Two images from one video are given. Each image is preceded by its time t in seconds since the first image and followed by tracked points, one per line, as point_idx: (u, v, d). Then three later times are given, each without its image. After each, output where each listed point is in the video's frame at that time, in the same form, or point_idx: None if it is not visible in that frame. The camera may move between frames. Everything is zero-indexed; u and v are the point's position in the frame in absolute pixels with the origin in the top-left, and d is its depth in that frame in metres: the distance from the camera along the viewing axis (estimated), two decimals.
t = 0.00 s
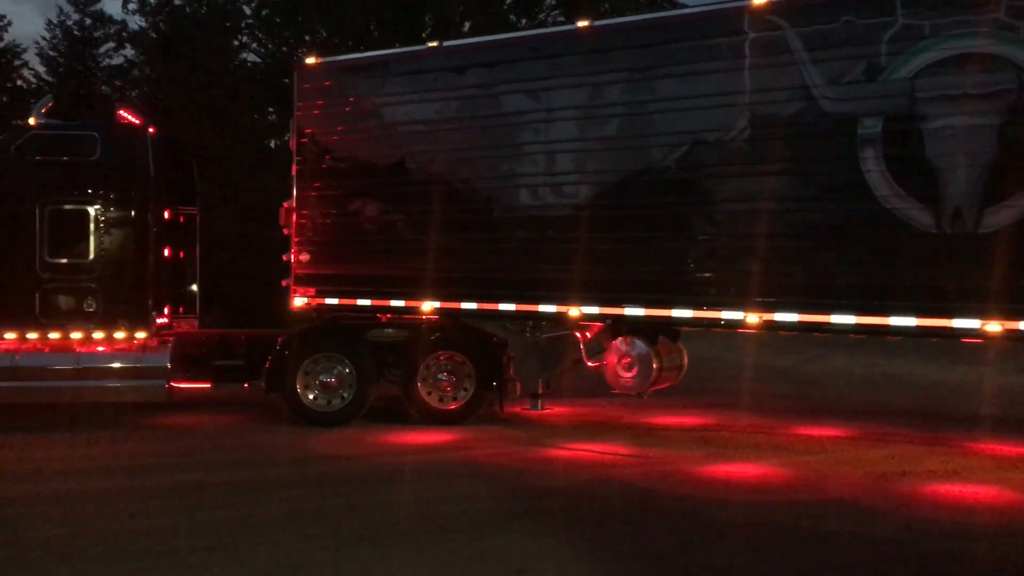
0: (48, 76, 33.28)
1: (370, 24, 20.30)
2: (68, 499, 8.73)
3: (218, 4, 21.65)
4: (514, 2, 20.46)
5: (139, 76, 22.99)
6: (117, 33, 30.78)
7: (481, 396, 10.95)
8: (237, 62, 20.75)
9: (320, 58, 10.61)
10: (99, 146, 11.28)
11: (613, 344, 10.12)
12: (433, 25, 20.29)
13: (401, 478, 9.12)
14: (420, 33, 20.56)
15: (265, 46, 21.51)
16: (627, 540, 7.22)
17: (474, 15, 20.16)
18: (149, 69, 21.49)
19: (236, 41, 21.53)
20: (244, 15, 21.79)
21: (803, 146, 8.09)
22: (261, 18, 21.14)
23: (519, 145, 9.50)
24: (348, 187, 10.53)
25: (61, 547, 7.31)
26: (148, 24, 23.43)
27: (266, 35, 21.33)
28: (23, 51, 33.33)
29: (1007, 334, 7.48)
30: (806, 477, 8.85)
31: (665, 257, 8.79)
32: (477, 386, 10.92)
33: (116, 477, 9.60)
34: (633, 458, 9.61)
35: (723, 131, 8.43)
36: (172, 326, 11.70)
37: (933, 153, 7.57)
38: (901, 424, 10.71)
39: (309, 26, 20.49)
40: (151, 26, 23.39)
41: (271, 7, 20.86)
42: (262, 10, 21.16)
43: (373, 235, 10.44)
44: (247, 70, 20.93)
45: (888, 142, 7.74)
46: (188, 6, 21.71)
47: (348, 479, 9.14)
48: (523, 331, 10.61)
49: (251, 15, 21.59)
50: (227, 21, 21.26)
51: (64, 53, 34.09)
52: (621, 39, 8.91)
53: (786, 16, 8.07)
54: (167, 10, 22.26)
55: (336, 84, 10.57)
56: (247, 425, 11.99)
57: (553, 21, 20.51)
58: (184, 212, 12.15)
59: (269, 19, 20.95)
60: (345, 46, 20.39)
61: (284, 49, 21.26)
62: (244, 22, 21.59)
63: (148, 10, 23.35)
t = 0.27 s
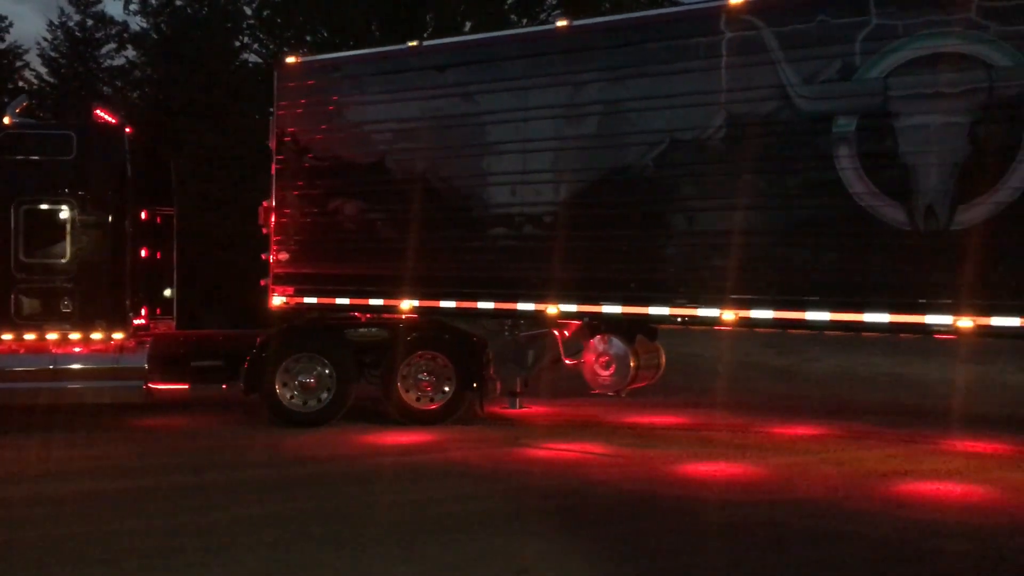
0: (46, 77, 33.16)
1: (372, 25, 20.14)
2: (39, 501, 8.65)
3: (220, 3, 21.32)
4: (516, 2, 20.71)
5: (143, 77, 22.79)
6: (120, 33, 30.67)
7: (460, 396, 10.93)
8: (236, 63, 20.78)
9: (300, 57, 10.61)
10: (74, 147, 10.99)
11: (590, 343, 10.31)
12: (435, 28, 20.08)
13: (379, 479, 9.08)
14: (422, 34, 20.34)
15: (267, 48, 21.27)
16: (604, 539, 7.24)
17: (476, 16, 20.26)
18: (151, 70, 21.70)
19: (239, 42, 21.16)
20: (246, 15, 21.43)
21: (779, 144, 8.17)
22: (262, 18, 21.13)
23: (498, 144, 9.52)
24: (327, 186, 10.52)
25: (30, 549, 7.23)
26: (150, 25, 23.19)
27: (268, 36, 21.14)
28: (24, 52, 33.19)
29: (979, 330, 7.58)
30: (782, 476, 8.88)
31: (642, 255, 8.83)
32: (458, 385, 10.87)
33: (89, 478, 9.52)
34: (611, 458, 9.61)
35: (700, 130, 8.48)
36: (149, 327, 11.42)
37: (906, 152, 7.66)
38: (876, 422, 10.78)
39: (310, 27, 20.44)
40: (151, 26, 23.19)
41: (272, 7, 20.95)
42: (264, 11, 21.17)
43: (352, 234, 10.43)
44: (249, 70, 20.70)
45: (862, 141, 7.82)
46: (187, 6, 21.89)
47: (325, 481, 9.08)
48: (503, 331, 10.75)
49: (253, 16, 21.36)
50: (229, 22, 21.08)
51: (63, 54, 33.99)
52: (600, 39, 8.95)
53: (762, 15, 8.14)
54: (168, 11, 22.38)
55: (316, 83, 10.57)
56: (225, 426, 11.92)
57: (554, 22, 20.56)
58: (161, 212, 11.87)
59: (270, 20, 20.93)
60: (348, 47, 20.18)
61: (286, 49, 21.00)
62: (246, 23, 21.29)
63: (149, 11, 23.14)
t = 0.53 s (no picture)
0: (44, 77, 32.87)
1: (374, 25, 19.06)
2: (11, 504, 8.54)
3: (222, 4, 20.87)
4: None
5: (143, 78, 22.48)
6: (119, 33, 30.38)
7: (441, 396, 10.89)
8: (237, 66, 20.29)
9: (280, 57, 10.58)
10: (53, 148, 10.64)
11: (568, 343, 10.49)
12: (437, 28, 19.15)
13: (356, 480, 9.03)
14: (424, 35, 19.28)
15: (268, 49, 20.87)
16: (585, 539, 7.22)
17: (480, 16, 18.84)
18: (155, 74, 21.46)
19: (241, 43, 20.80)
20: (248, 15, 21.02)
21: (755, 143, 8.22)
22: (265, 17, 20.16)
23: (477, 144, 9.53)
24: (307, 186, 10.50)
25: None
26: (154, 27, 22.97)
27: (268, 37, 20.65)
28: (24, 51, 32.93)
29: (952, 327, 7.63)
30: (761, 476, 8.89)
31: (619, 254, 8.86)
32: (439, 386, 10.83)
33: (63, 481, 9.42)
34: (588, 457, 9.62)
35: (678, 130, 8.52)
36: (127, 329, 11.12)
37: (880, 150, 7.72)
38: (856, 422, 10.82)
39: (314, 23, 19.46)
40: (155, 27, 22.91)
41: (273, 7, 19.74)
42: (266, 9, 20.02)
43: (331, 233, 10.41)
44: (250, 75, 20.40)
45: (837, 140, 7.88)
46: (191, 8, 21.41)
47: (302, 482, 9.01)
48: (482, 330, 10.71)
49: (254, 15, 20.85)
50: (231, 23, 20.66)
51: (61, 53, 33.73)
52: (579, 38, 8.99)
53: (739, 15, 8.20)
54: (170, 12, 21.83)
55: (295, 83, 10.54)
56: (204, 428, 11.84)
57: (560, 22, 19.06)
58: (139, 214, 11.48)
59: (273, 19, 19.81)
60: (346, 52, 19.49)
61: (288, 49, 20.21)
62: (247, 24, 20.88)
63: (152, 13, 22.82)
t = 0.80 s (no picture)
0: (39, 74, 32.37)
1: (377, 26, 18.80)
2: None
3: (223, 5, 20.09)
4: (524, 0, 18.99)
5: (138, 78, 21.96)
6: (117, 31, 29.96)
7: (420, 398, 10.83)
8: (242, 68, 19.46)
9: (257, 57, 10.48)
10: (25, 143, 10.46)
11: (548, 344, 10.40)
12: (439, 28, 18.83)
13: (333, 482, 8.96)
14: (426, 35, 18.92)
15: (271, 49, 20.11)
16: (564, 542, 7.17)
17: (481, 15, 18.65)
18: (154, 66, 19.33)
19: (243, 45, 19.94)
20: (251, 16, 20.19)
21: (732, 144, 8.20)
22: (267, 20, 19.79)
23: (455, 144, 9.47)
24: (283, 186, 10.41)
25: None
26: (155, 25, 21.19)
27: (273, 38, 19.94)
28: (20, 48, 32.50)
29: (927, 328, 7.64)
30: (740, 476, 8.88)
31: (597, 255, 8.83)
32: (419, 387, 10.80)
33: (35, 483, 9.29)
34: (566, 458, 9.59)
35: (655, 130, 8.49)
36: (102, 330, 10.95)
37: (856, 151, 7.72)
38: (838, 423, 10.83)
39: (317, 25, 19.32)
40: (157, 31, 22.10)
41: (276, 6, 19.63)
42: (268, 11, 19.76)
43: (308, 234, 10.32)
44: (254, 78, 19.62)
45: (813, 140, 7.87)
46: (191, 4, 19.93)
47: (279, 485, 8.92)
48: (460, 331, 10.53)
49: (257, 16, 20.03)
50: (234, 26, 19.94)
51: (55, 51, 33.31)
52: (557, 38, 8.94)
53: (716, 16, 8.17)
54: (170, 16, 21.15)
55: (272, 82, 10.45)
56: (181, 430, 11.73)
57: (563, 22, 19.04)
58: (113, 213, 11.33)
59: (275, 20, 19.71)
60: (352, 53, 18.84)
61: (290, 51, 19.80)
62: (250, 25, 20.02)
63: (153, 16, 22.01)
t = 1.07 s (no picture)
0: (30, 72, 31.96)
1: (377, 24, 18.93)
2: None
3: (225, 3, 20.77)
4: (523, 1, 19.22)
5: (145, 79, 22.10)
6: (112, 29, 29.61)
7: (398, 400, 10.76)
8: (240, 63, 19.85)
9: (230, 56, 10.34)
10: None
11: (526, 345, 10.32)
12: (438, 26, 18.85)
13: (308, 484, 8.89)
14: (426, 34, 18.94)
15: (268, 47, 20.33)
16: (543, 541, 7.17)
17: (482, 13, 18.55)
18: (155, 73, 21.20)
19: (242, 42, 20.47)
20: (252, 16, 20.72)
21: (707, 145, 8.16)
22: (268, 18, 20.17)
23: (429, 144, 9.39)
24: (257, 187, 10.29)
25: None
26: (155, 27, 22.51)
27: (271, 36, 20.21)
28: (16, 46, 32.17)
29: (902, 331, 7.64)
30: (717, 477, 8.87)
31: (572, 257, 8.78)
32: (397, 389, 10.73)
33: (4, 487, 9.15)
34: (543, 460, 9.55)
35: (631, 131, 8.44)
36: (75, 332, 10.69)
37: (830, 153, 7.70)
38: (817, 422, 10.88)
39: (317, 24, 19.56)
40: (156, 27, 22.32)
41: (277, 6, 19.94)
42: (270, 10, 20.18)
43: (283, 235, 10.22)
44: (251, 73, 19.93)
45: (788, 142, 7.84)
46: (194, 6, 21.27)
47: (254, 487, 8.84)
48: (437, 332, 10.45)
49: (258, 16, 20.49)
50: (235, 22, 20.54)
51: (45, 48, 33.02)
52: (532, 39, 8.87)
53: (691, 16, 8.13)
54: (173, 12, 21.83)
55: (246, 82, 10.32)
56: (155, 433, 11.59)
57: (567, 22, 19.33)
58: (88, 212, 10.68)
59: (275, 19, 19.99)
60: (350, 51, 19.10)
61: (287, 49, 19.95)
62: (250, 23, 20.54)
63: (155, 13, 22.38)
